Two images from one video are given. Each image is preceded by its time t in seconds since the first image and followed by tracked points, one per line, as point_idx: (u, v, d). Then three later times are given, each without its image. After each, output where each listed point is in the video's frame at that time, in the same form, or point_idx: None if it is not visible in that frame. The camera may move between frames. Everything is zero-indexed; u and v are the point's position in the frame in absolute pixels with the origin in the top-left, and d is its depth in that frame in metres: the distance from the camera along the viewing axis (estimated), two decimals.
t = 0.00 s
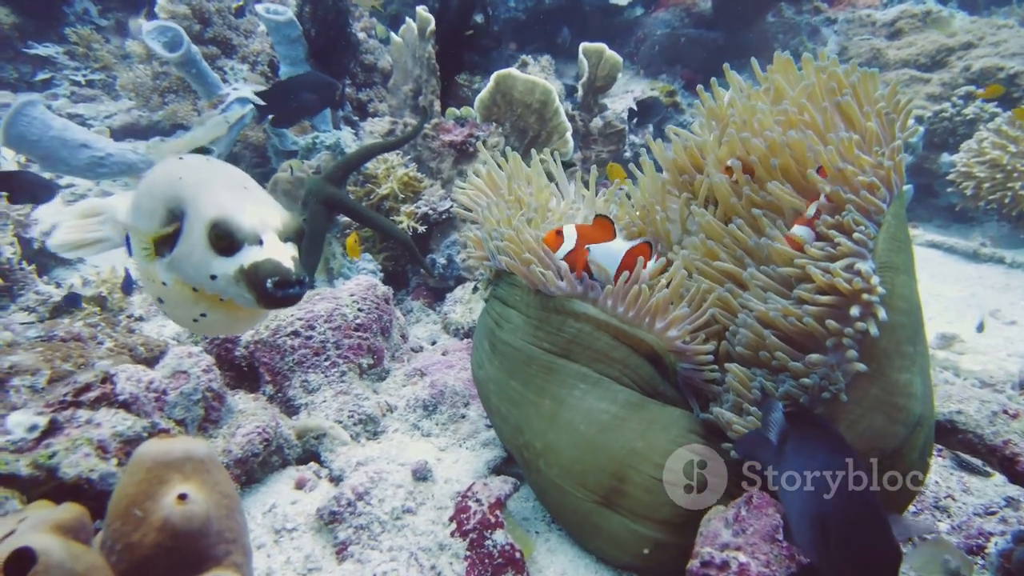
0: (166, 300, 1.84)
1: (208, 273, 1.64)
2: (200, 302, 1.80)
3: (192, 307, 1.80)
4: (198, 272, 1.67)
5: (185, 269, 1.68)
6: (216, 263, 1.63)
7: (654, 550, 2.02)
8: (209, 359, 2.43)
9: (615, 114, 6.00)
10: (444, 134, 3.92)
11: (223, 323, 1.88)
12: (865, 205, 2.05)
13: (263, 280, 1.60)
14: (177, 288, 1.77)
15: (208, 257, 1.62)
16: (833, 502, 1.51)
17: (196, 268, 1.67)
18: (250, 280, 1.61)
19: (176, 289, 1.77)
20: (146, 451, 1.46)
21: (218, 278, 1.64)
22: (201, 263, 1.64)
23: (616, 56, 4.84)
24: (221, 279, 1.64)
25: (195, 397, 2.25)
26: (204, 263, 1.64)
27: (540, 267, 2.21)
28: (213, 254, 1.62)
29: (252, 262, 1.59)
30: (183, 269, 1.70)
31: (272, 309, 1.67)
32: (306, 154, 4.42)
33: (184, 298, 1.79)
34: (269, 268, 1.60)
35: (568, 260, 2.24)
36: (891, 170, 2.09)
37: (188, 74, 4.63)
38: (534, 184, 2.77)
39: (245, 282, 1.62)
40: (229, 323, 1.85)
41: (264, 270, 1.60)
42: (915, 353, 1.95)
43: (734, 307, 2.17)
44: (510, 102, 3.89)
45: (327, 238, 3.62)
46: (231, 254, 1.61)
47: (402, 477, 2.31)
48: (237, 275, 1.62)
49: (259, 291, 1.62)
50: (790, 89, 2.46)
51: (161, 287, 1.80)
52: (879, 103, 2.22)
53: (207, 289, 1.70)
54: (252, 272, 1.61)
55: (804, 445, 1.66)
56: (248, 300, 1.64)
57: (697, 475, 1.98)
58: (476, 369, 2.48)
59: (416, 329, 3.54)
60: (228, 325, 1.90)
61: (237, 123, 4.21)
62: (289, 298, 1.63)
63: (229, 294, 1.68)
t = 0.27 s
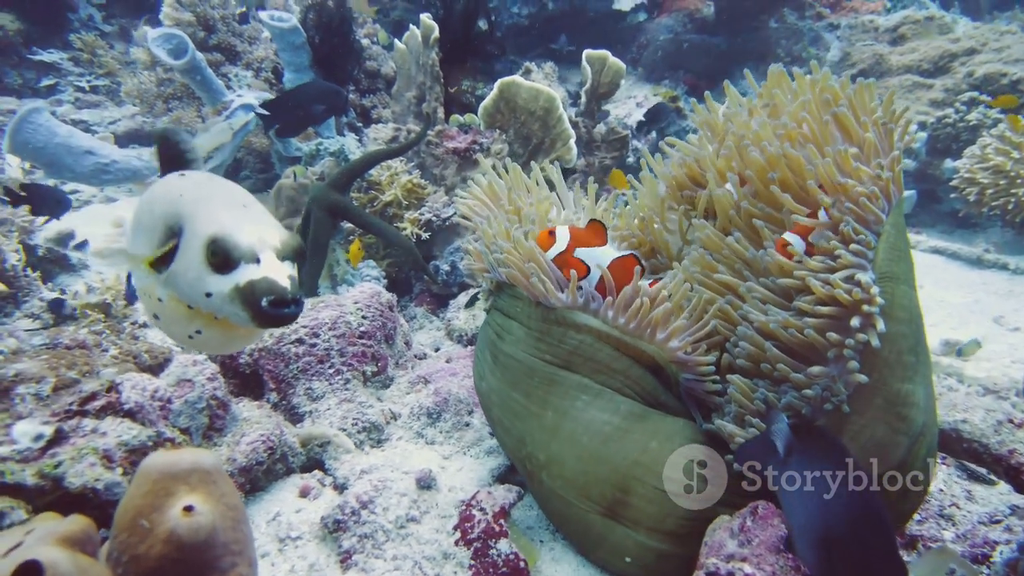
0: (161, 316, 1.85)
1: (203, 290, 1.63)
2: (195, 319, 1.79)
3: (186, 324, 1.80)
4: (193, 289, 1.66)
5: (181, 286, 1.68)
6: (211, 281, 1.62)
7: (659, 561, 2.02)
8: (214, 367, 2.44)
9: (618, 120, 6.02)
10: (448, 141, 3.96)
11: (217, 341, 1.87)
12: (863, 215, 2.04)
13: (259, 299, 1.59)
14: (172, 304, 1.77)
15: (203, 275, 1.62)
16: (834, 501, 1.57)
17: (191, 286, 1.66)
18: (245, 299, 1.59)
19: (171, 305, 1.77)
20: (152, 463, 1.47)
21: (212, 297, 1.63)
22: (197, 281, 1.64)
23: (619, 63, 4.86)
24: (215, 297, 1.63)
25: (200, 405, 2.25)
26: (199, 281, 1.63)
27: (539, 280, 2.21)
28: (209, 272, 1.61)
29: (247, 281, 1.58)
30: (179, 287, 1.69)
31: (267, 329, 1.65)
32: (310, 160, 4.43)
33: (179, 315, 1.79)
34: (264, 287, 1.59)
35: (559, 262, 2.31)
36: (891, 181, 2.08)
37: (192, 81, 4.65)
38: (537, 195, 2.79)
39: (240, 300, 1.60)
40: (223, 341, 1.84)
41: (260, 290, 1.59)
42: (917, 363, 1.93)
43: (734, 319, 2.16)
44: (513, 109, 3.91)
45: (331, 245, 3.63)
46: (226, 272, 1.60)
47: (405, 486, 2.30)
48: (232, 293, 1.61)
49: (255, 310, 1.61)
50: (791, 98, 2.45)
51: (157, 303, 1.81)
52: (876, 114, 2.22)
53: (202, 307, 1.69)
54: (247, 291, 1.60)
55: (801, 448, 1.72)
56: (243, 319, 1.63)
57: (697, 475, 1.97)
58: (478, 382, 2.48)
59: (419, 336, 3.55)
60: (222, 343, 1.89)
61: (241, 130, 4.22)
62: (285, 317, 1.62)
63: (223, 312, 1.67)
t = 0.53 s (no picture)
0: (157, 329, 1.88)
1: (200, 302, 1.69)
2: (190, 332, 1.83)
3: (180, 337, 1.83)
4: (190, 301, 1.71)
5: (178, 298, 1.73)
6: (208, 293, 1.67)
7: (664, 567, 2.02)
8: (220, 373, 2.45)
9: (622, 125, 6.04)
10: (452, 146, 3.98)
11: (210, 356, 1.90)
12: (863, 222, 2.03)
13: (255, 311, 1.64)
14: (168, 317, 1.81)
15: (201, 287, 1.67)
16: (831, 501, 1.62)
17: (188, 298, 1.71)
18: (241, 311, 1.65)
19: (166, 318, 1.81)
20: (161, 469, 1.47)
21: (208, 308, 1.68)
22: (194, 293, 1.69)
23: (623, 69, 4.88)
24: (212, 309, 1.68)
25: (206, 411, 2.26)
26: (197, 293, 1.68)
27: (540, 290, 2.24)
28: (207, 284, 1.67)
29: (244, 293, 1.64)
30: (176, 299, 1.74)
31: (261, 341, 1.70)
32: (314, 165, 4.45)
33: (174, 328, 1.83)
34: (261, 299, 1.64)
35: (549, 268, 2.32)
36: (892, 188, 2.07)
37: (198, 87, 4.68)
38: (540, 203, 2.81)
39: (236, 312, 1.66)
40: (215, 355, 1.87)
41: (256, 302, 1.64)
42: (921, 370, 1.92)
43: (736, 327, 2.19)
44: (518, 115, 3.92)
45: (336, 249, 3.58)
46: (223, 284, 1.66)
47: (411, 491, 2.30)
48: (228, 305, 1.65)
49: (251, 323, 1.66)
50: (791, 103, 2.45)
51: (152, 316, 1.84)
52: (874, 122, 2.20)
53: (197, 319, 1.73)
54: (243, 304, 1.65)
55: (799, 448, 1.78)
56: (238, 330, 1.68)
57: (697, 475, 1.97)
58: (482, 390, 2.49)
59: (424, 340, 3.56)
60: (215, 358, 1.92)
61: (246, 135, 4.25)
62: (279, 330, 1.67)
63: (219, 325, 1.72)
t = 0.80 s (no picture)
0: (149, 336, 1.87)
1: (188, 308, 1.66)
2: (180, 340, 1.81)
3: (170, 345, 1.81)
4: (179, 308, 1.69)
5: (168, 304, 1.72)
6: (196, 299, 1.65)
7: (665, 567, 2.02)
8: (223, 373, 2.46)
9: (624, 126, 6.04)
10: (454, 147, 4.00)
11: (200, 365, 1.87)
12: (859, 221, 2.04)
13: (241, 319, 1.61)
14: (159, 324, 1.79)
15: (190, 293, 1.65)
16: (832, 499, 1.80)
17: (178, 304, 1.69)
18: (228, 318, 1.62)
19: (157, 325, 1.80)
20: (165, 468, 1.48)
21: (196, 315, 1.65)
22: (183, 299, 1.67)
23: (625, 70, 4.89)
24: (199, 316, 1.65)
25: (209, 411, 2.26)
26: (186, 299, 1.67)
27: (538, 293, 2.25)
28: (196, 291, 1.65)
29: (231, 300, 1.61)
30: (166, 305, 1.73)
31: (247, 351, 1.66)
32: (317, 166, 4.46)
33: (165, 335, 1.81)
34: (248, 307, 1.61)
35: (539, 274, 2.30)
36: (890, 188, 2.07)
37: (201, 88, 4.69)
38: (539, 206, 2.82)
39: (223, 319, 1.63)
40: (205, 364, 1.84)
41: (242, 309, 1.61)
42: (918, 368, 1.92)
43: (733, 329, 2.18)
44: (520, 116, 3.93)
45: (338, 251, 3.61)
46: (211, 291, 1.63)
47: (413, 491, 2.31)
48: (215, 312, 1.63)
49: (237, 331, 1.63)
50: (789, 105, 2.46)
51: (145, 322, 1.83)
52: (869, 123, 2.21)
53: (186, 326, 1.71)
54: (230, 311, 1.62)
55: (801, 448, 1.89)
56: (224, 338, 1.65)
57: (696, 475, 1.97)
58: (482, 393, 2.49)
59: (426, 341, 3.57)
60: (205, 367, 1.89)
61: (249, 137, 4.25)
62: (266, 339, 1.63)
63: (206, 332, 1.69)
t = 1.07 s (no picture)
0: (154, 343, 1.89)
1: (189, 315, 1.68)
2: (183, 347, 1.83)
3: (174, 351, 1.83)
4: (181, 314, 1.71)
5: (171, 311, 1.74)
6: (197, 305, 1.67)
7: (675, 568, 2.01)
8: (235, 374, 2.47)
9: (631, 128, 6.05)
10: (463, 149, 4.04)
11: (204, 372, 1.89)
12: (865, 220, 2.03)
13: (241, 324, 1.62)
14: (163, 331, 1.82)
15: (191, 299, 1.67)
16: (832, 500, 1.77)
17: (180, 310, 1.71)
18: (228, 324, 1.63)
19: (162, 331, 1.82)
20: (182, 467, 1.49)
21: (197, 321, 1.67)
22: (184, 306, 1.69)
23: (633, 71, 4.89)
24: (200, 321, 1.67)
25: (221, 411, 2.26)
26: (187, 306, 1.68)
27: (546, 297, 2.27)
28: (196, 297, 1.67)
29: (230, 306, 1.62)
30: (169, 312, 1.75)
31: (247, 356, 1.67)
32: (326, 167, 4.49)
33: (169, 341, 1.83)
34: (248, 312, 1.62)
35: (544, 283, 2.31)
36: (894, 187, 2.06)
37: (211, 90, 4.72)
38: (546, 207, 2.82)
39: (223, 325, 1.64)
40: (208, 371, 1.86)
41: (241, 315, 1.62)
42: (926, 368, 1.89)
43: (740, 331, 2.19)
44: (528, 117, 3.95)
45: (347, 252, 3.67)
46: (212, 296, 1.65)
47: (424, 491, 2.32)
48: (216, 318, 1.64)
49: (237, 336, 1.64)
50: (792, 106, 2.45)
51: (149, 329, 1.85)
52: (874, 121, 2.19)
53: (187, 332, 1.73)
54: (230, 316, 1.63)
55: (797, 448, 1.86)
56: (224, 344, 1.66)
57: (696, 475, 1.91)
58: (490, 396, 2.49)
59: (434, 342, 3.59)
60: (209, 374, 1.90)
61: (258, 138, 4.27)
62: (265, 344, 1.64)
63: (207, 338, 1.70)
